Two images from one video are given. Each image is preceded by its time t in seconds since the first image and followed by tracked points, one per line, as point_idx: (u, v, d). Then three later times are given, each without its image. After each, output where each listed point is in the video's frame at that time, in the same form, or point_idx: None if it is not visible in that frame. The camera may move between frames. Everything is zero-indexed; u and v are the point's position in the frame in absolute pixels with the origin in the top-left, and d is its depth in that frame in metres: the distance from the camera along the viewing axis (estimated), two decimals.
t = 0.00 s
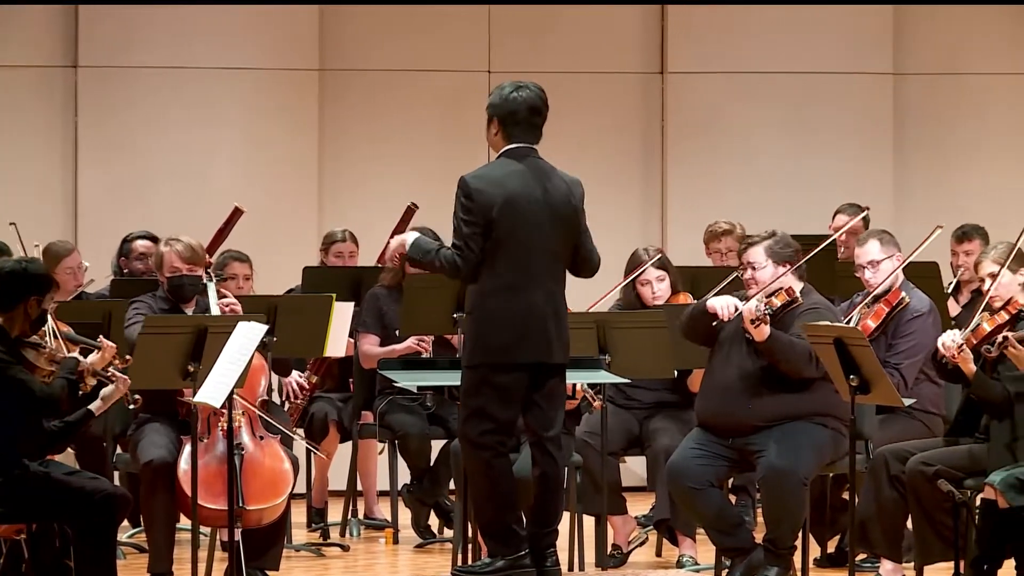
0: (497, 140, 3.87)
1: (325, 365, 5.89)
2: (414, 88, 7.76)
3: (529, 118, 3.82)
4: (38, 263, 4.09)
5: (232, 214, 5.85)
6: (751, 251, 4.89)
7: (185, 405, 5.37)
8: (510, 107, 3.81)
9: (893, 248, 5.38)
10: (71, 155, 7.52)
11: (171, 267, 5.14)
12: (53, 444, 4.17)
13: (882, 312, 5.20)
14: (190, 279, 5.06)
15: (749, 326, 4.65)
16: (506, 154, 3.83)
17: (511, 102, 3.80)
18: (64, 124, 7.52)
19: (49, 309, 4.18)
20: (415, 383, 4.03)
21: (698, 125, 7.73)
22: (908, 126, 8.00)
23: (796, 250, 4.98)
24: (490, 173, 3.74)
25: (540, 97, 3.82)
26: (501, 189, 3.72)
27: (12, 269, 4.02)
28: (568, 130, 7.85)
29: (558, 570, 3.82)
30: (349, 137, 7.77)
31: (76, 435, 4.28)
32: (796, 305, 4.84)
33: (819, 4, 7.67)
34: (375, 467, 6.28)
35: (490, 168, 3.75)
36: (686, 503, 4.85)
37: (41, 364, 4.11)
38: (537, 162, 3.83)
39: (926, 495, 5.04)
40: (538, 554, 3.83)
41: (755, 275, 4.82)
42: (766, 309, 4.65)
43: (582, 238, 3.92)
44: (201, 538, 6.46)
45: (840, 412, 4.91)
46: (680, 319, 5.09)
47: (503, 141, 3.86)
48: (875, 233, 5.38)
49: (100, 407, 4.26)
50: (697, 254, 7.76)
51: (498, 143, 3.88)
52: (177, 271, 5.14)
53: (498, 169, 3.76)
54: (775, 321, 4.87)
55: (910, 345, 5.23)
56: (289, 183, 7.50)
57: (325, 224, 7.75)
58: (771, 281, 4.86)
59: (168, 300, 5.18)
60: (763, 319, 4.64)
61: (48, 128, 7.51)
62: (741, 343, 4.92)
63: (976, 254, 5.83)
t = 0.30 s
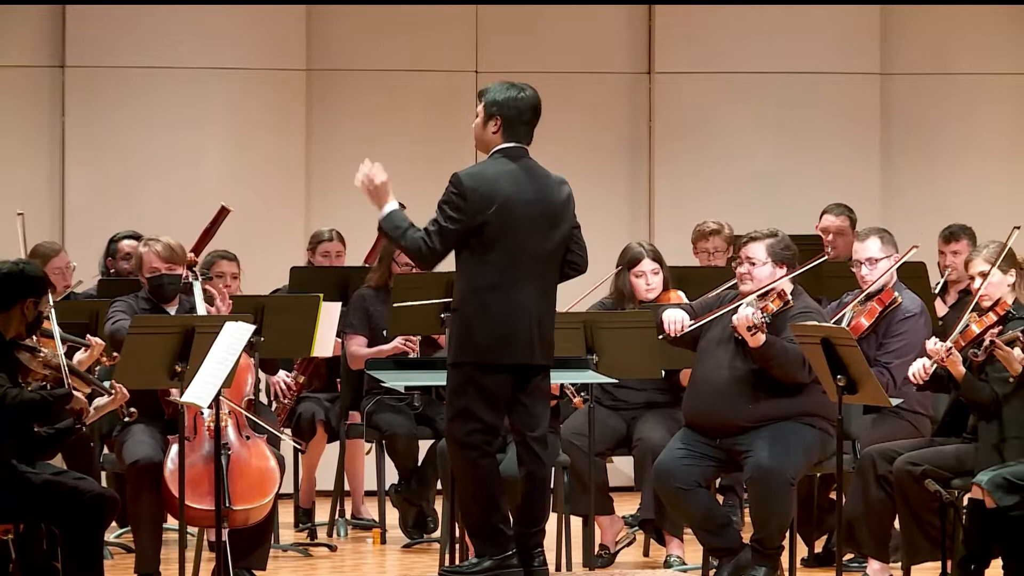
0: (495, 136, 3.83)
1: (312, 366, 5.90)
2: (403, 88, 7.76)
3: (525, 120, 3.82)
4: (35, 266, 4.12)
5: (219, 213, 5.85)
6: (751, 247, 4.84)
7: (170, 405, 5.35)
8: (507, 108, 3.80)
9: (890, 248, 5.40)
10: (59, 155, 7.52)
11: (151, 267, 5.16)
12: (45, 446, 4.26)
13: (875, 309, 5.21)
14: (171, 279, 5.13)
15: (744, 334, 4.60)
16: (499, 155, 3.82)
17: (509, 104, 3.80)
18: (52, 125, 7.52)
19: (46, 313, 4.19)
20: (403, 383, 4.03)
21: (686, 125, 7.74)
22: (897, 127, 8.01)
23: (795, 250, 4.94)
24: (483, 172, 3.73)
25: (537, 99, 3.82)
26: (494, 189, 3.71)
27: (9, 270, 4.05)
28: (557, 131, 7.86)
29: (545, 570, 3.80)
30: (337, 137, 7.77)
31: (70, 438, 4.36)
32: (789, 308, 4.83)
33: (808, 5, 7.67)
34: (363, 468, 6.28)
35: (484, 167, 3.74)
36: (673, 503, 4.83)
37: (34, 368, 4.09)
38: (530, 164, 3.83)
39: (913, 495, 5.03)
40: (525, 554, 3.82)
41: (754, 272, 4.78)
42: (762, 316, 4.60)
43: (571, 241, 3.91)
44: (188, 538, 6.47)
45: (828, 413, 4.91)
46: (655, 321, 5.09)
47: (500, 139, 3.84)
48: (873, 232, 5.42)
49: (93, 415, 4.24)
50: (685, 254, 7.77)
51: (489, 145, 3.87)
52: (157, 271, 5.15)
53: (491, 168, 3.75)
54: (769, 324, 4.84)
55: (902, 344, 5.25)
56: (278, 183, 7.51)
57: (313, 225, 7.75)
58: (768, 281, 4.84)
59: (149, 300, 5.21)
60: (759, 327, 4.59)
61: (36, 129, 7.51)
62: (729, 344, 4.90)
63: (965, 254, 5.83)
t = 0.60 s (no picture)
0: (489, 134, 3.82)
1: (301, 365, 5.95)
2: (392, 88, 7.76)
3: (519, 121, 3.82)
4: (18, 263, 4.08)
5: (208, 213, 5.85)
6: (733, 248, 4.86)
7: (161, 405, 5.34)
8: (502, 107, 3.80)
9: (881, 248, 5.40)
10: (49, 155, 7.52)
11: (143, 271, 5.09)
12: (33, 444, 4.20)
13: (863, 306, 5.20)
14: (163, 282, 5.10)
15: (730, 331, 4.61)
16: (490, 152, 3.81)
17: (504, 103, 3.80)
18: (41, 125, 7.52)
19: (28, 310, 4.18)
20: (393, 384, 4.02)
21: (675, 125, 7.74)
22: (886, 127, 8.02)
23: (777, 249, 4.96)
24: (475, 167, 3.72)
25: (533, 101, 3.83)
26: (485, 185, 3.70)
27: None
28: (547, 131, 7.86)
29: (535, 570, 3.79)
30: (327, 138, 7.77)
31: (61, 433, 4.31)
32: (776, 306, 4.82)
33: (797, 5, 7.67)
34: (352, 467, 6.29)
35: (476, 163, 3.73)
36: (662, 503, 4.81)
37: (20, 365, 4.08)
38: (521, 163, 3.83)
39: (902, 495, 5.01)
40: (515, 555, 3.80)
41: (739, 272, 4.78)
42: (748, 313, 4.61)
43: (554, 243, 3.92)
44: (177, 538, 6.47)
45: (817, 412, 4.90)
46: (657, 320, 5.00)
47: (493, 137, 3.83)
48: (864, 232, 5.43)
49: (78, 409, 4.30)
50: (676, 254, 7.77)
51: (478, 142, 3.86)
52: (149, 275, 5.10)
53: (483, 164, 3.74)
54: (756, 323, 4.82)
55: (890, 342, 5.22)
56: (268, 183, 7.51)
57: (303, 224, 7.76)
58: (753, 280, 4.84)
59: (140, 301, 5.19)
60: (745, 324, 4.60)
61: (25, 129, 7.51)
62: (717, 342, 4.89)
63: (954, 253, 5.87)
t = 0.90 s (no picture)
0: (483, 134, 3.81)
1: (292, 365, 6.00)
2: (384, 87, 7.76)
3: (513, 123, 3.80)
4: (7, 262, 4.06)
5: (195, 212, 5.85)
6: (741, 248, 4.82)
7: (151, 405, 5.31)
8: (497, 108, 3.78)
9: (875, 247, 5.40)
10: (40, 156, 7.51)
11: (134, 268, 5.13)
12: (20, 446, 4.22)
13: (857, 304, 5.14)
14: (154, 280, 5.08)
15: (728, 338, 4.58)
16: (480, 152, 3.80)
17: (499, 104, 3.78)
18: (33, 125, 7.51)
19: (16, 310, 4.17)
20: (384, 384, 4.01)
21: (667, 126, 7.74)
22: (878, 127, 8.02)
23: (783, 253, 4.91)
24: (466, 167, 3.70)
25: (528, 104, 3.81)
26: (475, 186, 3.68)
27: None
28: (539, 131, 7.86)
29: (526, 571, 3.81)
30: (319, 138, 7.77)
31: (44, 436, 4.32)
32: (772, 311, 4.80)
33: (789, 5, 7.67)
34: (343, 468, 6.29)
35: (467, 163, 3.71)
36: (654, 504, 4.79)
37: (9, 365, 4.12)
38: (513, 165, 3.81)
39: (893, 495, 5.01)
40: (506, 555, 3.81)
41: (742, 273, 4.75)
42: (747, 321, 4.58)
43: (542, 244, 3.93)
44: (167, 538, 6.47)
45: (808, 412, 4.88)
46: (640, 321, 4.99)
47: (487, 138, 3.81)
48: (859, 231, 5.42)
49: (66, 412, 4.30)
50: (668, 255, 7.77)
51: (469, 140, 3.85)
52: (140, 272, 5.13)
53: (474, 163, 3.73)
54: (754, 329, 4.83)
55: (883, 340, 5.23)
56: (260, 183, 7.51)
57: (295, 225, 7.76)
58: (756, 282, 4.81)
59: (130, 298, 5.19)
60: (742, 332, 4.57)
61: (17, 129, 7.50)
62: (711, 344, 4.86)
63: (945, 253, 5.89)
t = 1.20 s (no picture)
0: (450, 138, 3.80)
1: (286, 365, 6.00)
2: (378, 87, 7.76)
3: (481, 122, 3.79)
4: None
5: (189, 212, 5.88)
6: (730, 246, 4.81)
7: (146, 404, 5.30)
8: (462, 110, 3.77)
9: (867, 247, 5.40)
10: (34, 155, 7.51)
11: (134, 269, 5.08)
12: (17, 445, 4.22)
13: (847, 302, 5.22)
14: (153, 283, 5.04)
15: (722, 335, 4.60)
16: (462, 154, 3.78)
17: (463, 105, 3.77)
18: (27, 124, 7.51)
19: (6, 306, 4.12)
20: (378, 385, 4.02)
21: (661, 126, 7.75)
22: (873, 126, 8.02)
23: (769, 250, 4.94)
24: (456, 169, 3.68)
25: (494, 99, 3.82)
26: (470, 184, 3.66)
27: None
28: (534, 130, 7.86)
29: (518, 569, 3.74)
30: (313, 138, 7.77)
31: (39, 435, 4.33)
32: (766, 308, 4.81)
33: (783, 5, 7.67)
34: (338, 468, 6.29)
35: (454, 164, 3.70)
36: (648, 504, 4.79)
37: None
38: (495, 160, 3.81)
39: (887, 495, 5.00)
40: (497, 555, 3.76)
41: (734, 272, 4.75)
42: (740, 317, 4.60)
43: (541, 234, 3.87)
44: (161, 538, 6.47)
45: (804, 412, 4.87)
46: (637, 319, 5.01)
47: (455, 140, 3.80)
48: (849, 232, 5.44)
49: (60, 408, 4.33)
50: (662, 255, 7.77)
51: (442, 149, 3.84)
52: (139, 274, 5.09)
53: (460, 166, 3.70)
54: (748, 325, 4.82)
55: (875, 339, 5.21)
56: (255, 182, 7.51)
57: (290, 225, 7.76)
58: (749, 280, 4.80)
59: (128, 300, 5.15)
60: (737, 328, 4.59)
61: (11, 128, 7.50)
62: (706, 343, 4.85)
63: (938, 253, 5.88)
